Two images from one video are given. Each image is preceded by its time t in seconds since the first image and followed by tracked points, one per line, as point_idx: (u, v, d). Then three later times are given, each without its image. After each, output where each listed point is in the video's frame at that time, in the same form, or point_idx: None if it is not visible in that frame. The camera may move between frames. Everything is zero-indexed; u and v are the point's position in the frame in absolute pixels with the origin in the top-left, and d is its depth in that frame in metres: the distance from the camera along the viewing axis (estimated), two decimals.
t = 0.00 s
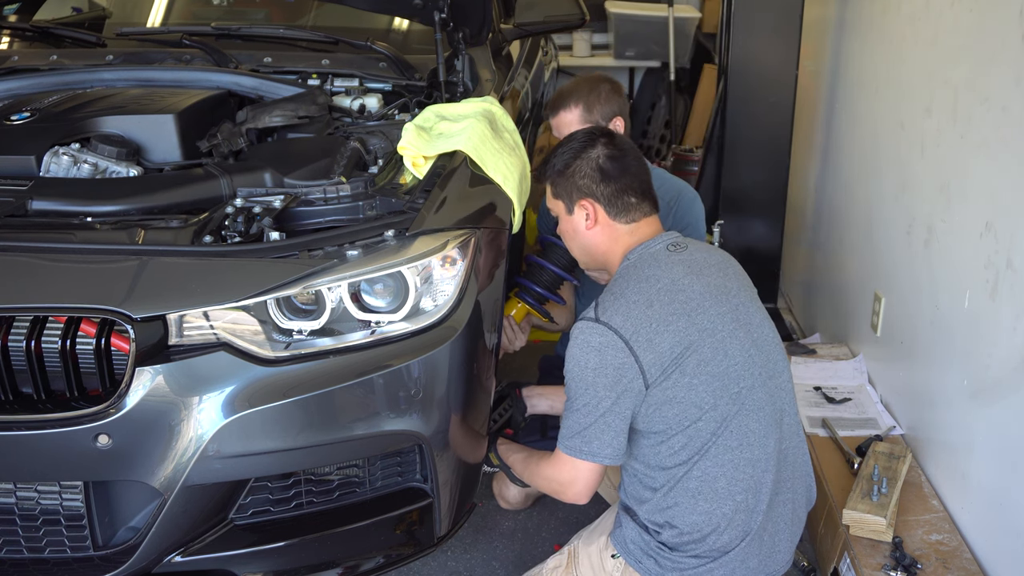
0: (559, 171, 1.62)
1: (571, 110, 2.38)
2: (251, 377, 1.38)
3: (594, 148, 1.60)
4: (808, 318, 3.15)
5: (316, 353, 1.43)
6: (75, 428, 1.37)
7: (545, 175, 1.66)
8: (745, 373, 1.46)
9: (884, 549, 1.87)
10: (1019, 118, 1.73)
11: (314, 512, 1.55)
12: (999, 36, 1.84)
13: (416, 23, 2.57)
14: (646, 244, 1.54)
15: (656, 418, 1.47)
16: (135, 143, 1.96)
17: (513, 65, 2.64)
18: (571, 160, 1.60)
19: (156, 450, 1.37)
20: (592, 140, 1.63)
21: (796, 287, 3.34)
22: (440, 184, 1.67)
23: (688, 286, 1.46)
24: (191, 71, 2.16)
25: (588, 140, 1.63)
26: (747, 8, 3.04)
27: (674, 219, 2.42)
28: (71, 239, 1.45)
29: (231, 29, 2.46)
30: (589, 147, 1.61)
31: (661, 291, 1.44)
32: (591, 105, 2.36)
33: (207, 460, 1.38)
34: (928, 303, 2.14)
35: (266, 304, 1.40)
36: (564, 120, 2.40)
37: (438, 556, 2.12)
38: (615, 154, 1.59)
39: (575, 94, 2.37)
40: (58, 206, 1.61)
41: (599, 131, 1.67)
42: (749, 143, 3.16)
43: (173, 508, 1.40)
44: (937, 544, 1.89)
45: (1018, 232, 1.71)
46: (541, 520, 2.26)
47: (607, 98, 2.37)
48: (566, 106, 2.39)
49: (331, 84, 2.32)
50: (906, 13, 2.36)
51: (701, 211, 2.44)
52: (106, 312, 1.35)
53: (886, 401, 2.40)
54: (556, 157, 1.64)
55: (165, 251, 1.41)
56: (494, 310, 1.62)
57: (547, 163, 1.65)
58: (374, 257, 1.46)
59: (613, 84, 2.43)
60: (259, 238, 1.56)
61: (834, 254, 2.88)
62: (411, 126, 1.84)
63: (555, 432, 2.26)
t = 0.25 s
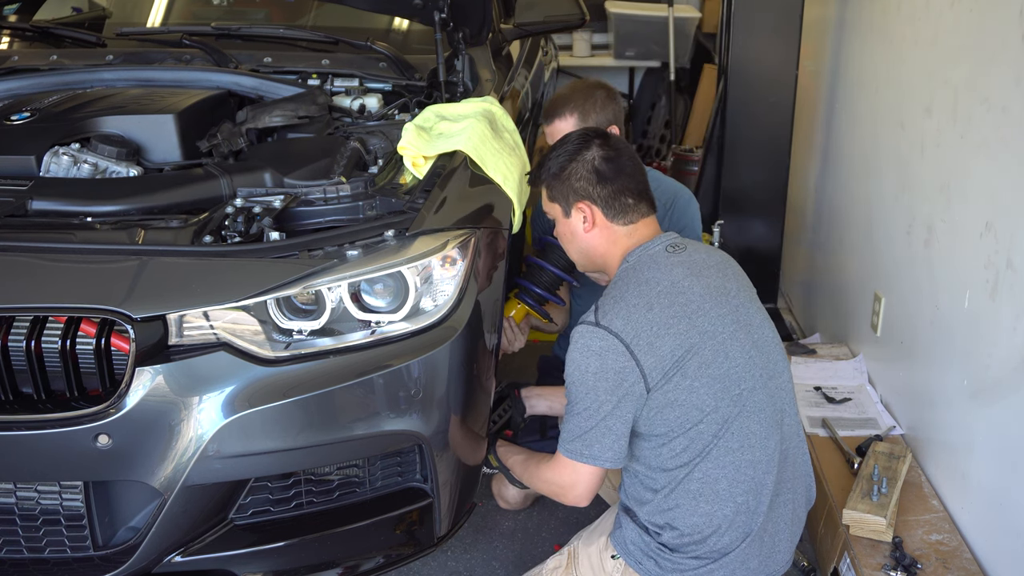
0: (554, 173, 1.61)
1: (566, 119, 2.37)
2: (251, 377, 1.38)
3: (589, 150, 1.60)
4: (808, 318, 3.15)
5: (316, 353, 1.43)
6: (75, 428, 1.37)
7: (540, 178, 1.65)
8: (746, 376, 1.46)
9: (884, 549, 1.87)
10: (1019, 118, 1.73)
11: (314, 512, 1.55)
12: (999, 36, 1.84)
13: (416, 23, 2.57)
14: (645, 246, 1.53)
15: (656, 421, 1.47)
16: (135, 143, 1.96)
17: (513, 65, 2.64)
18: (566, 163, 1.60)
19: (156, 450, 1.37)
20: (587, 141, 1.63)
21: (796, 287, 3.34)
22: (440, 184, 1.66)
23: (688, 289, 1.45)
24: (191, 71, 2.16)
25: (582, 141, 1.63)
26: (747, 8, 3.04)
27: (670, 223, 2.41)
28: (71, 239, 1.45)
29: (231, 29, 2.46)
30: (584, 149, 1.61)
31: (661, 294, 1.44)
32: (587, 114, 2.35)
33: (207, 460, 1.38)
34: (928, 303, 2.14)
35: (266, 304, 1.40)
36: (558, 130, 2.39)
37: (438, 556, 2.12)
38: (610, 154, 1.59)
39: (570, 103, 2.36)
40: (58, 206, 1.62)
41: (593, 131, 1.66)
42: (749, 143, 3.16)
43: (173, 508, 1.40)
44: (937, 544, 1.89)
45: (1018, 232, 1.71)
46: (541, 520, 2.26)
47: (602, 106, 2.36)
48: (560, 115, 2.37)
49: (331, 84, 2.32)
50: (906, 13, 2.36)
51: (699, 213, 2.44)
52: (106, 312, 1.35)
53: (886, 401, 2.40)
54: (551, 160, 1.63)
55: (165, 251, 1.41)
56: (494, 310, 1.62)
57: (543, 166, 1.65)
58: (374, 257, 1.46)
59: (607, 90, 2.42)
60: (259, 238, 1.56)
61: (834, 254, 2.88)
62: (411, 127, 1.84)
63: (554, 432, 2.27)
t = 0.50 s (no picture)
0: (553, 174, 1.61)
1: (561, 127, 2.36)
2: (251, 377, 1.38)
3: (588, 149, 1.60)
4: (808, 318, 3.15)
5: (316, 353, 1.43)
6: (75, 428, 1.37)
7: (538, 178, 1.65)
8: (746, 376, 1.46)
9: (884, 549, 1.87)
10: (1019, 118, 1.73)
11: (314, 512, 1.55)
12: (999, 37, 1.84)
13: (416, 23, 2.57)
14: (646, 246, 1.53)
15: (655, 421, 1.47)
16: (135, 143, 1.96)
17: (513, 65, 2.64)
18: (564, 163, 1.60)
19: (156, 450, 1.37)
20: (585, 141, 1.62)
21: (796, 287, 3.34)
22: (440, 184, 1.66)
23: (688, 289, 1.45)
24: (191, 71, 2.16)
25: (579, 141, 1.63)
26: (747, 8, 3.04)
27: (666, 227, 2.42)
28: (71, 239, 1.45)
29: (231, 30, 2.46)
30: (581, 149, 1.61)
31: (661, 294, 1.44)
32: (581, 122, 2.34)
33: (207, 460, 1.38)
34: (927, 303, 2.14)
35: (267, 304, 1.40)
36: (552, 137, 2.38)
37: (438, 556, 2.12)
38: (608, 153, 1.59)
39: (564, 111, 2.35)
40: (58, 206, 1.61)
41: (590, 130, 1.66)
42: (749, 143, 3.16)
43: (173, 508, 1.40)
44: (937, 544, 1.89)
45: (1018, 232, 1.71)
46: (541, 520, 2.26)
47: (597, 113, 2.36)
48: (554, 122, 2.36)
49: (331, 84, 2.32)
50: (906, 13, 2.36)
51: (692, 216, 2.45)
52: (106, 312, 1.35)
53: (886, 401, 2.40)
54: (549, 160, 1.63)
55: (165, 251, 1.41)
56: (494, 310, 1.62)
57: (541, 167, 1.65)
58: (374, 257, 1.46)
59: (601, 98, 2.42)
60: (259, 238, 1.56)
61: (834, 254, 2.88)
62: (411, 127, 1.84)
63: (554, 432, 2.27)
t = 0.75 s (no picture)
0: (552, 175, 1.61)
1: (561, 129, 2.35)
2: (251, 377, 1.38)
3: (587, 151, 1.60)
4: (808, 318, 3.15)
5: (316, 353, 1.43)
6: (75, 428, 1.37)
7: (537, 179, 1.65)
8: (751, 377, 1.46)
9: (884, 549, 1.86)
10: (1019, 118, 1.72)
11: (314, 512, 1.55)
12: (999, 37, 1.84)
13: (416, 22, 2.57)
14: (648, 247, 1.53)
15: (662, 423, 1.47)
16: (135, 143, 1.96)
17: (513, 65, 2.64)
18: (564, 165, 1.59)
19: (156, 450, 1.37)
20: (583, 142, 1.62)
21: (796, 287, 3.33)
22: (440, 184, 1.66)
23: (694, 290, 1.45)
24: (191, 71, 2.16)
25: (578, 142, 1.62)
26: (747, 8, 3.04)
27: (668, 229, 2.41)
28: (71, 239, 1.45)
29: (231, 29, 2.46)
30: (581, 150, 1.60)
31: (668, 296, 1.44)
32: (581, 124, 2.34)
33: (207, 460, 1.38)
34: (928, 303, 2.14)
35: (266, 304, 1.40)
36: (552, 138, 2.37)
37: (438, 556, 2.12)
38: (607, 154, 1.59)
39: (565, 114, 2.35)
40: (58, 206, 1.61)
41: (589, 131, 1.66)
42: (749, 143, 3.16)
43: (173, 508, 1.40)
44: (937, 544, 1.89)
45: (1018, 232, 1.71)
46: (541, 520, 2.26)
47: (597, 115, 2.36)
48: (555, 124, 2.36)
49: (331, 84, 2.32)
50: (906, 13, 2.36)
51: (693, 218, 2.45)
52: (106, 312, 1.35)
53: (886, 401, 2.40)
54: (548, 162, 1.62)
55: (165, 251, 1.41)
56: (494, 310, 1.62)
57: (540, 168, 1.64)
58: (374, 257, 1.46)
59: (601, 99, 2.42)
60: (259, 238, 1.56)
61: (834, 254, 2.88)
62: (411, 127, 1.84)
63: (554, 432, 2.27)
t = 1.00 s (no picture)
0: (560, 171, 1.61)
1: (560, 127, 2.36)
2: (251, 377, 1.38)
3: (595, 146, 1.60)
4: (808, 318, 3.15)
5: (316, 353, 1.43)
6: (75, 428, 1.37)
7: (546, 173, 1.66)
8: (748, 378, 1.46)
9: (884, 549, 1.86)
10: (1019, 118, 1.72)
11: (314, 512, 1.55)
12: (999, 37, 1.84)
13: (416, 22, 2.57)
14: (654, 243, 1.54)
15: (653, 415, 1.49)
16: (135, 143, 1.96)
17: (513, 65, 2.64)
18: (572, 162, 1.59)
19: (156, 450, 1.37)
20: (592, 138, 1.62)
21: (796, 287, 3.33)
22: (440, 184, 1.66)
23: (694, 288, 1.46)
24: (191, 71, 2.16)
25: (587, 138, 1.62)
26: (747, 8, 3.04)
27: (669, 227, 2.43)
28: (71, 239, 1.45)
29: (231, 29, 2.46)
30: (590, 147, 1.60)
31: (667, 293, 1.44)
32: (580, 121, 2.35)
33: (207, 460, 1.38)
34: (928, 303, 2.14)
35: (266, 304, 1.40)
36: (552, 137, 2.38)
37: (438, 556, 2.12)
38: (616, 151, 1.59)
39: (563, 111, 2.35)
40: (58, 206, 1.61)
41: (598, 126, 1.66)
42: (749, 143, 3.16)
43: (173, 508, 1.40)
44: (937, 544, 1.89)
45: (1018, 232, 1.71)
46: (541, 520, 2.26)
47: (596, 112, 2.36)
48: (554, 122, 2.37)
49: (331, 84, 2.32)
50: (906, 12, 2.36)
51: (693, 218, 2.45)
52: (106, 312, 1.35)
53: (886, 401, 2.40)
54: (557, 157, 1.63)
55: (165, 251, 1.41)
56: (494, 309, 1.62)
57: (549, 163, 1.65)
58: (374, 257, 1.46)
59: (599, 97, 2.43)
60: (259, 238, 1.56)
61: (834, 254, 2.88)
62: (411, 126, 1.84)
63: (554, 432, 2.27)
